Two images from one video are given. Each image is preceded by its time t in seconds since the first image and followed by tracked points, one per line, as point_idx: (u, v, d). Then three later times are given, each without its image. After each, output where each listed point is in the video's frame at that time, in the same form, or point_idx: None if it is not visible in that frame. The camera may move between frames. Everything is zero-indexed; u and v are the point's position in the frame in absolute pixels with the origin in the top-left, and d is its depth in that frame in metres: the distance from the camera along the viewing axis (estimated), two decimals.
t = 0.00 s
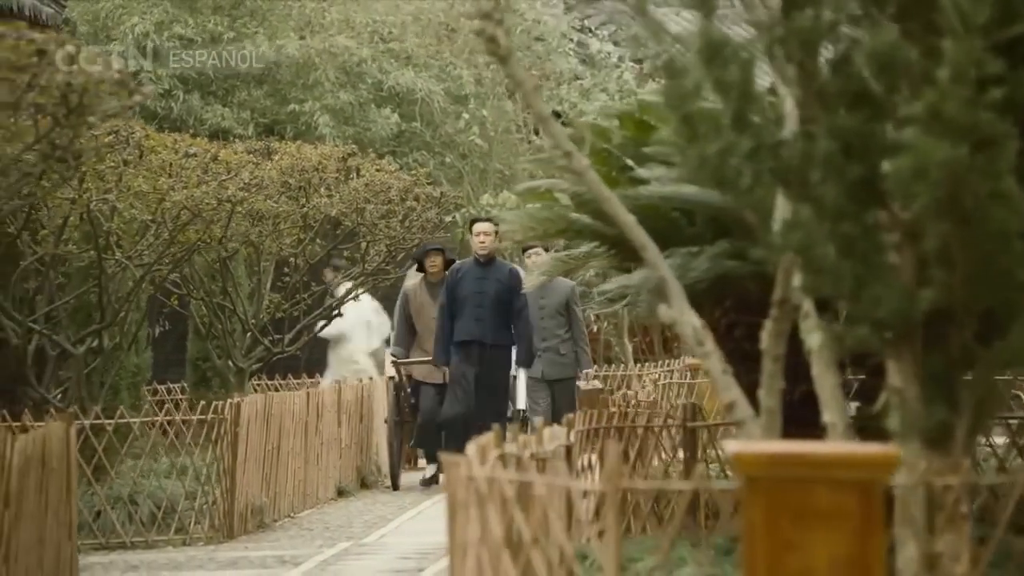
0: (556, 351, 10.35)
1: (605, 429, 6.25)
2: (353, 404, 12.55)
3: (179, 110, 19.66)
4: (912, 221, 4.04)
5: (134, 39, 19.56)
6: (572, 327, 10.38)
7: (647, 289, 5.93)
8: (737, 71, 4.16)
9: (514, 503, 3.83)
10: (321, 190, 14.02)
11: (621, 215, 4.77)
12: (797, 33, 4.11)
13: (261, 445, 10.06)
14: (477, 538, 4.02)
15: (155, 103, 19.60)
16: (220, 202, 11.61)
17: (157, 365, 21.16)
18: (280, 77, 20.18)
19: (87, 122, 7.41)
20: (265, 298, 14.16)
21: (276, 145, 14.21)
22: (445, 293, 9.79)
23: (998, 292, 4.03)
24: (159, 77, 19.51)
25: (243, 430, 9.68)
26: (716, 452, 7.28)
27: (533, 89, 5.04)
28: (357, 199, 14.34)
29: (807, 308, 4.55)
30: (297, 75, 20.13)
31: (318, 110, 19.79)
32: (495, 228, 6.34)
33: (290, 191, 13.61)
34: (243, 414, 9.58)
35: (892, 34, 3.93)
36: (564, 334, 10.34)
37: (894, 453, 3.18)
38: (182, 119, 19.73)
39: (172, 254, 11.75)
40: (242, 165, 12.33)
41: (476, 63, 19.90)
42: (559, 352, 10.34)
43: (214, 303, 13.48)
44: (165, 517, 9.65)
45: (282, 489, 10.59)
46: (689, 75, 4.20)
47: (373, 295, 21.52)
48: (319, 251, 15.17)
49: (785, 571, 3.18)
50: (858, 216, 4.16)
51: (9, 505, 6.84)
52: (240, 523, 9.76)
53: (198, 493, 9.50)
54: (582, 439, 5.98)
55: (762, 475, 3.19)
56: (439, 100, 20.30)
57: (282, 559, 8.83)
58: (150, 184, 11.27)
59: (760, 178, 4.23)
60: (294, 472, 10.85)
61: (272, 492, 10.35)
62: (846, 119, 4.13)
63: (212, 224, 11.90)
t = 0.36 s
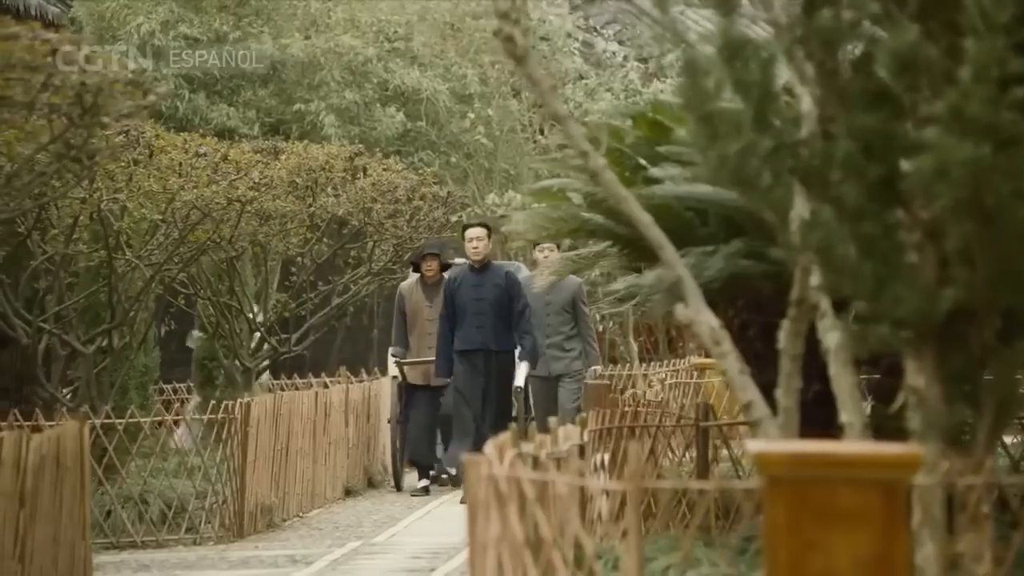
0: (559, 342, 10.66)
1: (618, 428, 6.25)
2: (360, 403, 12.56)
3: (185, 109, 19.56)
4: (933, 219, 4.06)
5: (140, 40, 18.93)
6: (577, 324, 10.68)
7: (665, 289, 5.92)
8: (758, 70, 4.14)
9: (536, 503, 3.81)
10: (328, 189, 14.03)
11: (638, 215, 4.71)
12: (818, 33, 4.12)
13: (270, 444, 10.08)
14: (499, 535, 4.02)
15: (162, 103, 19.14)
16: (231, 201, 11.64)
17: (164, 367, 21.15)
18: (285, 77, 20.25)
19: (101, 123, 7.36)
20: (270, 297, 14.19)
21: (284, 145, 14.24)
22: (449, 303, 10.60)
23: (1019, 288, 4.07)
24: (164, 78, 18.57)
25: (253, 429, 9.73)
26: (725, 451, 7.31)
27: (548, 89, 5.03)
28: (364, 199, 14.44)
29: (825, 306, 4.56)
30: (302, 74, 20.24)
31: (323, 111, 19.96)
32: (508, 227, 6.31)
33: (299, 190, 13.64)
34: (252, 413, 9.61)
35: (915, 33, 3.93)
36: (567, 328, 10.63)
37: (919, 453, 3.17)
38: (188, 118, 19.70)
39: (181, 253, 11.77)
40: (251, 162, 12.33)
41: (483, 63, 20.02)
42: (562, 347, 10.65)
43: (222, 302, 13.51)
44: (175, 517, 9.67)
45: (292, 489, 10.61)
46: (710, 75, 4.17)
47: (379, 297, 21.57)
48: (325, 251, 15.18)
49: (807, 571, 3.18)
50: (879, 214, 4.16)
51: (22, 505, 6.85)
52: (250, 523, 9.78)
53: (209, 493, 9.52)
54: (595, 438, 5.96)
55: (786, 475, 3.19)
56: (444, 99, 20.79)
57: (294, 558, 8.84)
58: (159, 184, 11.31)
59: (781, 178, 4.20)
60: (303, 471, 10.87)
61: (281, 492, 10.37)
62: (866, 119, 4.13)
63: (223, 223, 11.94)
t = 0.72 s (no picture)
0: (564, 348, 10.43)
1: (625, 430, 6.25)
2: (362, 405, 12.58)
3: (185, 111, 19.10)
4: (948, 221, 4.11)
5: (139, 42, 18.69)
6: (583, 329, 10.49)
7: (674, 290, 5.92)
8: (774, 72, 4.11)
9: (553, 504, 3.81)
10: (331, 191, 14.10)
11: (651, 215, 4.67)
12: (835, 33, 4.11)
13: (274, 445, 10.10)
14: (515, 536, 4.00)
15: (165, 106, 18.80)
16: (234, 202, 11.64)
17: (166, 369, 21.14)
18: (285, 77, 19.83)
19: (110, 124, 7.34)
20: (270, 299, 14.19)
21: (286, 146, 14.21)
22: (443, 297, 10.21)
23: None
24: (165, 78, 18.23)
25: (257, 430, 9.75)
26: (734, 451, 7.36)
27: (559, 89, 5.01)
28: (367, 201, 14.49)
29: (837, 308, 4.58)
30: (303, 74, 19.80)
31: (324, 112, 19.56)
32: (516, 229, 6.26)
33: (301, 193, 13.69)
34: (256, 414, 9.63)
35: (931, 34, 3.99)
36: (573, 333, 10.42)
37: (938, 455, 3.17)
38: (188, 119, 19.25)
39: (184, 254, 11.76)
40: (253, 161, 12.31)
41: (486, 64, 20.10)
42: (567, 352, 10.42)
43: (225, 303, 13.49)
44: (180, 519, 9.67)
45: (294, 490, 10.61)
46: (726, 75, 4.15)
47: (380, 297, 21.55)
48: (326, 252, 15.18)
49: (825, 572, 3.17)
50: (895, 215, 4.17)
51: (32, 507, 6.85)
52: (254, 524, 9.79)
53: (213, 494, 9.54)
54: (601, 439, 5.99)
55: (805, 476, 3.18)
56: (445, 101, 20.41)
57: (300, 559, 8.84)
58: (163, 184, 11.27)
59: (796, 180, 4.14)
60: (306, 473, 10.88)
61: (284, 493, 10.37)
62: (884, 120, 4.13)
63: (225, 223, 11.93)
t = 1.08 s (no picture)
0: (567, 348, 10.21)
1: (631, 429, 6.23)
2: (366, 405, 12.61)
3: (187, 112, 19.10)
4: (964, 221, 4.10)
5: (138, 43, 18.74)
6: (586, 327, 10.27)
7: (681, 290, 5.91)
8: (789, 72, 4.10)
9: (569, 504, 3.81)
10: (333, 192, 14.10)
11: (662, 215, 4.70)
12: (849, 34, 4.09)
13: (278, 446, 10.10)
14: (532, 536, 4.00)
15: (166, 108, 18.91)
16: (239, 204, 11.67)
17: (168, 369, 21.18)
18: (285, 77, 19.71)
19: (120, 123, 7.38)
20: (273, 299, 14.22)
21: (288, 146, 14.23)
22: (448, 300, 10.33)
23: None
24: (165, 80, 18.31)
25: (261, 431, 9.77)
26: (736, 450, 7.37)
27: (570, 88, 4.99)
28: (368, 201, 14.53)
29: (850, 307, 4.58)
30: (303, 75, 19.70)
31: (324, 112, 19.45)
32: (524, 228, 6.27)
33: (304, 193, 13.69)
34: (261, 414, 9.63)
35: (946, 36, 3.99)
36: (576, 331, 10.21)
37: (955, 455, 3.17)
38: (189, 120, 19.19)
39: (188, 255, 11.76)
40: (258, 161, 12.30)
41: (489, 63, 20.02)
42: (571, 351, 10.21)
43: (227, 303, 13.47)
44: (185, 519, 9.68)
45: (299, 491, 10.62)
46: (740, 75, 4.15)
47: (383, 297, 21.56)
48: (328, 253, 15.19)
49: (842, 572, 3.17)
50: (909, 216, 4.17)
51: (43, 506, 6.89)
52: (259, 525, 9.79)
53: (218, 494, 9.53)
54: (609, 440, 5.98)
55: (820, 476, 3.18)
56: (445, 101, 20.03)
57: (306, 560, 8.86)
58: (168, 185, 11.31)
59: (810, 180, 4.14)
60: (310, 473, 10.88)
61: (288, 494, 10.38)
62: (899, 120, 4.12)
63: (229, 225, 11.93)
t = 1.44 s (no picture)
0: (564, 345, 10.65)
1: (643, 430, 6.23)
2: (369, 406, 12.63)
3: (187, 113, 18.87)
4: (981, 222, 4.09)
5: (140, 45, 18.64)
6: (584, 324, 10.66)
7: (690, 291, 5.90)
8: (804, 74, 4.10)
9: (581, 505, 3.81)
10: (336, 193, 14.08)
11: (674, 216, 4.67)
12: (866, 34, 4.08)
13: (284, 447, 10.12)
14: (544, 537, 3.99)
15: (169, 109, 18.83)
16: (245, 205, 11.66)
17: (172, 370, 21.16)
18: (286, 78, 19.57)
19: (128, 126, 7.37)
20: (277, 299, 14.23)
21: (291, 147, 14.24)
22: (450, 301, 10.28)
23: None
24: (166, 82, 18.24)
25: (268, 432, 9.78)
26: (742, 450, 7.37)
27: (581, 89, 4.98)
28: (370, 202, 14.53)
29: (862, 309, 4.58)
30: (304, 76, 19.60)
31: (327, 113, 19.38)
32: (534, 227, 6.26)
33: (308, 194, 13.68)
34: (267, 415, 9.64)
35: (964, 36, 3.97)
36: (573, 330, 10.62)
37: (973, 457, 3.22)
38: (191, 121, 19.00)
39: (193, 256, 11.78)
40: (263, 162, 12.30)
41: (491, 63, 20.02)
42: (569, 349, 10.66)
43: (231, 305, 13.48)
44: (192, 520, 9.71)
45: (304, 492, 10.63)
46: (755, 76, 4.14)
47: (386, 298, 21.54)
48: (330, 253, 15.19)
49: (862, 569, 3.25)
50: (925, 216, 4.17)
51: (52, 508, 6.88)
52: (265, 526, 9.81)
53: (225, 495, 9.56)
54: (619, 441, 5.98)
55: (833, 478, 3.28)
56: (446, 102, 20.16)
57: (315, 560, 8.87)
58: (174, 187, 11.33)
59: (826, 181, 4.12)
60: (315, 474, 10.90)
61: (294, 495, 10.39)
62: (917, 120, 4.11)
63: (234, 226, 11.93)
